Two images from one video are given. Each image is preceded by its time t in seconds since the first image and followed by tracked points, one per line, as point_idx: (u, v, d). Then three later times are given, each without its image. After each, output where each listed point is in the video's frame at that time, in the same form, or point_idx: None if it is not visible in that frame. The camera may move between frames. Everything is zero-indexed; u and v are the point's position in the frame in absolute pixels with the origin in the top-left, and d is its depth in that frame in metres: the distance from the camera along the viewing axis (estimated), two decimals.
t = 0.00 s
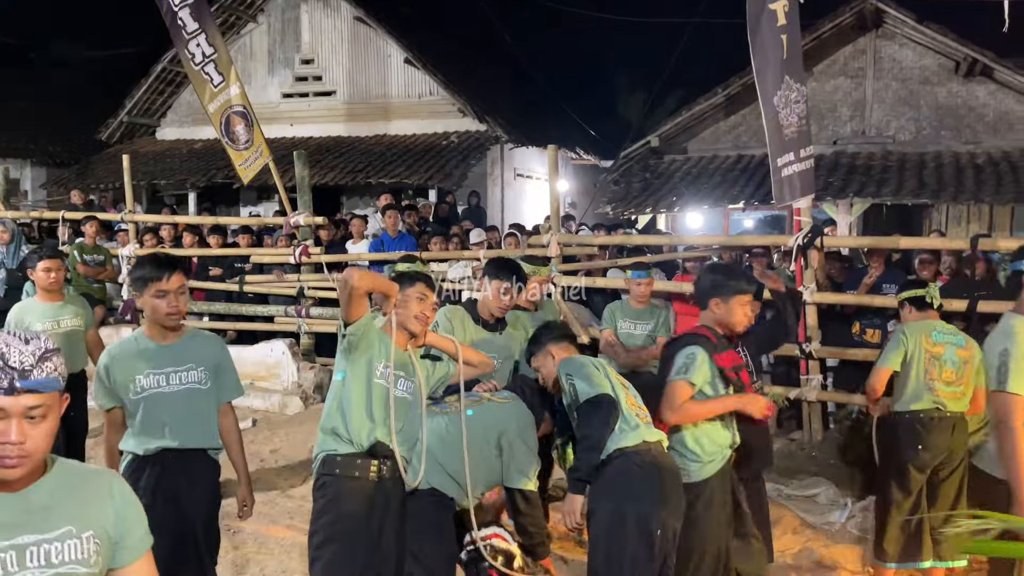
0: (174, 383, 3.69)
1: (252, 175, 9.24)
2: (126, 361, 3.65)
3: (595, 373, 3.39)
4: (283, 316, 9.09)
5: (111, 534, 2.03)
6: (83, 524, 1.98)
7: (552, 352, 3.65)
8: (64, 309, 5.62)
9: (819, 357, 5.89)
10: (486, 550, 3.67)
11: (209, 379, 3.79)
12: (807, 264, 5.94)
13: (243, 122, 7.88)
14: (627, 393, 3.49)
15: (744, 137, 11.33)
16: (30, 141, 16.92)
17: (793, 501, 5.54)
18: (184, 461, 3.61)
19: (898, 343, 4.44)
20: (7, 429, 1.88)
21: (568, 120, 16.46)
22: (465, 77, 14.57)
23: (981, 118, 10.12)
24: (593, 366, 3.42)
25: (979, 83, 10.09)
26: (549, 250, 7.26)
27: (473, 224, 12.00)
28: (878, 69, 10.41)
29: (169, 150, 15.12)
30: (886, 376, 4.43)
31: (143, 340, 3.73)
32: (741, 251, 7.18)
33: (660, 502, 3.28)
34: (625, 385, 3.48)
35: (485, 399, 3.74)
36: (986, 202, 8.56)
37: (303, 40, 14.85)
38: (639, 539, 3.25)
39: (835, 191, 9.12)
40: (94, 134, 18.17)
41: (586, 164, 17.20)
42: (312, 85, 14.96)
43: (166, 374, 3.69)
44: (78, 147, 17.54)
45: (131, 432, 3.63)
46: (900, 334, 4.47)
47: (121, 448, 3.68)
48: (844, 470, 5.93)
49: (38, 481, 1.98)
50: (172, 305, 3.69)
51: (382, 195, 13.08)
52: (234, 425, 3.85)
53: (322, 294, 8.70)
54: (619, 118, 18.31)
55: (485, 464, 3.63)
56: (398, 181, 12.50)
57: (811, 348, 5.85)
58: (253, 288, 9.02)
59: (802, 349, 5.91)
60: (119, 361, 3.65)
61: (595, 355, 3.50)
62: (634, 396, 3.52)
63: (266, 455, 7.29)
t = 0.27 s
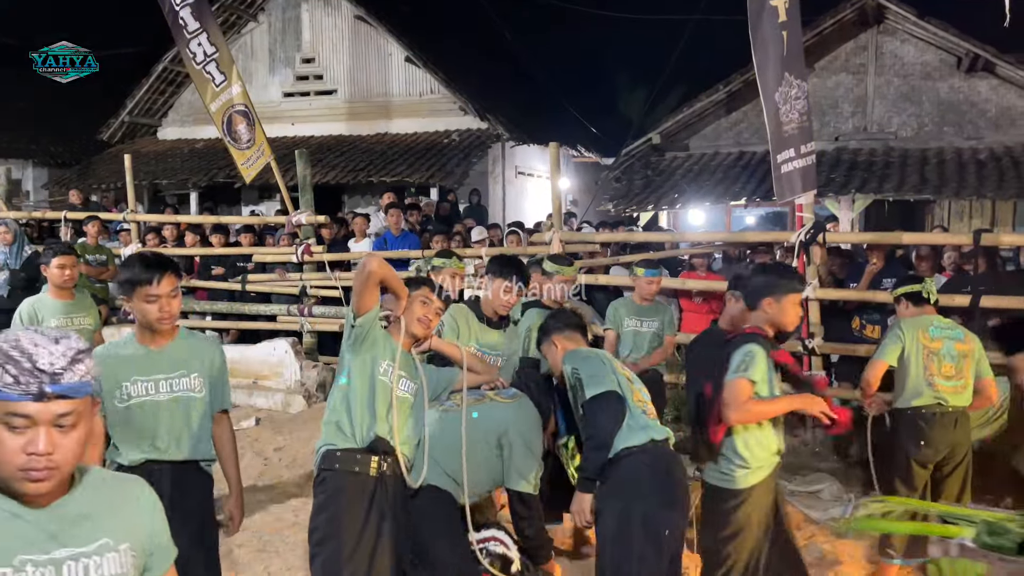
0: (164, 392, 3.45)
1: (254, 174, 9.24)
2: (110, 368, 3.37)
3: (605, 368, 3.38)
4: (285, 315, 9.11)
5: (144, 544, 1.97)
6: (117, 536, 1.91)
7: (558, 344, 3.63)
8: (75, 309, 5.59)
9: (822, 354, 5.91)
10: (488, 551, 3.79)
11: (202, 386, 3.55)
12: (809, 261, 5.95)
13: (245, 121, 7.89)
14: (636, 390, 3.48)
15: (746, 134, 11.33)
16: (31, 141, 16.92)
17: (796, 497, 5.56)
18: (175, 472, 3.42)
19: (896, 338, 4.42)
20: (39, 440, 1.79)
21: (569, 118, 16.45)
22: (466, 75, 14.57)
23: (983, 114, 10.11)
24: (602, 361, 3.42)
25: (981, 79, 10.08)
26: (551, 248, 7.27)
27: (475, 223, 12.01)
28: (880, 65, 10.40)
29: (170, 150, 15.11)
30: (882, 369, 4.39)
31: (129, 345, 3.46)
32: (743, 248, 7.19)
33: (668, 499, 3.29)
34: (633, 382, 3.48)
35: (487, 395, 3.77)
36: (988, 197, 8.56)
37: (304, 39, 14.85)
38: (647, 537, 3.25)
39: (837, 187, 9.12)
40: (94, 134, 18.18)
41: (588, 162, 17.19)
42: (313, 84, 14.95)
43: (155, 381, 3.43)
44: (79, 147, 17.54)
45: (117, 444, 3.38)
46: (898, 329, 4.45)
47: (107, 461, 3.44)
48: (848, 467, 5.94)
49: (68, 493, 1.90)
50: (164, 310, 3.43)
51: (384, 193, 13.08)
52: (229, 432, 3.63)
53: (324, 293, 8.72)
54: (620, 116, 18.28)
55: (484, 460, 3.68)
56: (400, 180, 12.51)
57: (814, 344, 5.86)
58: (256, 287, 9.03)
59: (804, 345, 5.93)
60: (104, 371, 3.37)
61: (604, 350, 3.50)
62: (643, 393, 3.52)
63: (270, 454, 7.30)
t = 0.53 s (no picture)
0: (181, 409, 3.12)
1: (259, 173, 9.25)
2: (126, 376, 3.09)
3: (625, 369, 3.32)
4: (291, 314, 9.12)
5: (237, 570, 1.86)
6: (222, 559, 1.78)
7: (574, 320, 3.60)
8: (97, 312, 4.90)
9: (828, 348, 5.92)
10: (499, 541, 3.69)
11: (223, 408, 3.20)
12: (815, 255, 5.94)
13: (250, 119, 7.91)
14: (656, 390, 3.42)
15: (750, 129, 11.32)
16: (35, 142, 16.95)
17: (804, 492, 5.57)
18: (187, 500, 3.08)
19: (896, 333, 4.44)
20: (167, 456, 1.62)
21: (573, 115, 16.45)
22: (468, 73, 14.57)
23: (987, 107, 10.10)
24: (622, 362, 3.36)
25: (985, 72, 10.07)
26: (557, 244, 7.27)
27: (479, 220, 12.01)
28: (884, 59, 10.37)
29: (174, 149, 15.13)
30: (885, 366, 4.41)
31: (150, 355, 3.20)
32: (749, 243, 7.19)
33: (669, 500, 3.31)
34: (653, 381, 3.42)
35: (504, 393, 3.79)
36: (993, 190, 8.55)
37: (307, 38, 14.87)
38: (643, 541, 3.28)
39: (842, 181, 9.11)
40: (98, 134, 18.19)
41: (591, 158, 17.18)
42: (316, 82, 14.96)
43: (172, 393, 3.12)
44: (83, 147, 17.56)
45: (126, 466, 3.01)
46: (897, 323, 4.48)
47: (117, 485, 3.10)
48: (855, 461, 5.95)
49: (177, 515, 1.74)
50: (197, 321, 3.18)
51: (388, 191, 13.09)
52: (244, 462, 3.29)
53: (329, 292, 8.74)
54: (622, 112, 18.27)
55: (499, 460, 3.69)
56: (403, 178, 12.51)
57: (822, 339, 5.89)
58: (261, 286, 9.05)
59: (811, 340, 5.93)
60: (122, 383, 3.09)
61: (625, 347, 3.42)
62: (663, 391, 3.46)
63: (277, 452, 7.32)
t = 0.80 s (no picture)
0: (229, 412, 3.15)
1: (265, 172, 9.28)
2: (167, 379, 3.09)
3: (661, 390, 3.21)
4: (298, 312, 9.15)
5: None
6: (351, 569, 1.82)
7: (624, 312, 3.40)
8: (123, 316, 4.97)
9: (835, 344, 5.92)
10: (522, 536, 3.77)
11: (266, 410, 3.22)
12: (821, 251, 5.93)
13: (256, 118, 7.94)
14: (697, 403, 3.29)
15: (755, 125, 11.31)
16: (41, 142, 17.01)
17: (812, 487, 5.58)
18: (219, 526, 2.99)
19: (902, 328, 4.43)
20: (312, 458, 1.66)
21: (578, 112, 16.44)
22: (473, 70, 14.57)
23: (993, 101, 10.07)
24: (660, 379, 3.22)
25: (992, 65, 10.05)
26: (563, 242, 7.29)
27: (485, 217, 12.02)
28: (890, 53, 10.34)
29: (180, 149, 15.15)
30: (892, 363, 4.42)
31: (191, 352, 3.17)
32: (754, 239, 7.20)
33: (701, 537, 3.21)
34: (694, 393, 3.28)
35: (499, 377, 3.82)
36: (1000, 184, 8.53)
37: (312, 36, 14.89)
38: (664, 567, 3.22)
39: (848, 176, 9.10)
40: (103, 135, 18.24)
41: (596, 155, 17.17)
42: (321, 81, 14.97)
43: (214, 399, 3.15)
44: (88, 147, 17.61)
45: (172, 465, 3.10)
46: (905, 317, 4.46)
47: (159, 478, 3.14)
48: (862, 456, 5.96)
49: (313, 520, 1.79)
50: (254, 323, 3.17)
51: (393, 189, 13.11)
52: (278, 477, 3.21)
53: (336, 290, 8.77)
54: (628, 108, 18.23)
55: (509, 444, 3.80)
56: (409, 176, 12.53)
57: (830, 335, 5.87)
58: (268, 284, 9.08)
59: (818, 336, 5.94)
60: (172, 381, 3.09)
61: (667, 356, 3.26)
62: (706, 400, 3.33)
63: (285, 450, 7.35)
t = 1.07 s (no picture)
0: (272, 422, 3.18)
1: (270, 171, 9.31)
2: (210, 395, 3.12)
3: (702, 399, 3.19)
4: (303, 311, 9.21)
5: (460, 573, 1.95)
6: (455, 566, 1.90)
7: (679, 290, 3.38)
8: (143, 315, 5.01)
9: (838, 340, 5.94)
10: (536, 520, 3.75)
11: (304, 418, 3.27)
12: (824, 248, 5.95)
13: (261, 118, 7.98)
14: (746, 410, 3.22)
15: (758, 121, 11.31)
16: (46, 143, 17.07)
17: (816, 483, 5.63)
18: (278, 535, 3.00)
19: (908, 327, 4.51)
20: (429, 451, 1.75)
21: (580, 109, 16.46)
22: (475, 68, 14.58)
23: (997, 96, 10.06)
24: (704, 389, 3.18)
25: (995, 61, 10.04)
26: (567, 240, 7.32)
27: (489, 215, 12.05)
28: (893, 49, 10.35)
29: (184, 148, 15.20)
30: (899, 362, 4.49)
31: (232, 364, 3.20)
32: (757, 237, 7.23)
33: (743, 550, 3.24)
34: (745, 398, 3.22)
35: (488, 371, 3.62)
36: (1004, 179, 8.54)
37: (315, 36, 14.93)
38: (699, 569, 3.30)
39: (851, 172, 9.10)
40: (108, 135, 18.31)
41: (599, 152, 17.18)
42: (325, 80, 14.99)
43: (258, 412, 3.15)
44: (93, 147, 17.67)
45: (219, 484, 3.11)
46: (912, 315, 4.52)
47: (202, 491, 3.14)
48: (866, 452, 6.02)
49: (422, 518, 1.87)
50: (291, 333, 3.20)
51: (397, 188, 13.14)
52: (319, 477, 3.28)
53: (341, 289, 8.82)
54: (631, 105, 18.22)
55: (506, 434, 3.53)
56: (413, 174, 12.56)
57: (833, 332, 5.92)
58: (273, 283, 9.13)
59: (822, 332, 5.96)
60: (214, 394, 3.12)
61: (714, 363, 3.18)
62: (758, 406, 3.26)
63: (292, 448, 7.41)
